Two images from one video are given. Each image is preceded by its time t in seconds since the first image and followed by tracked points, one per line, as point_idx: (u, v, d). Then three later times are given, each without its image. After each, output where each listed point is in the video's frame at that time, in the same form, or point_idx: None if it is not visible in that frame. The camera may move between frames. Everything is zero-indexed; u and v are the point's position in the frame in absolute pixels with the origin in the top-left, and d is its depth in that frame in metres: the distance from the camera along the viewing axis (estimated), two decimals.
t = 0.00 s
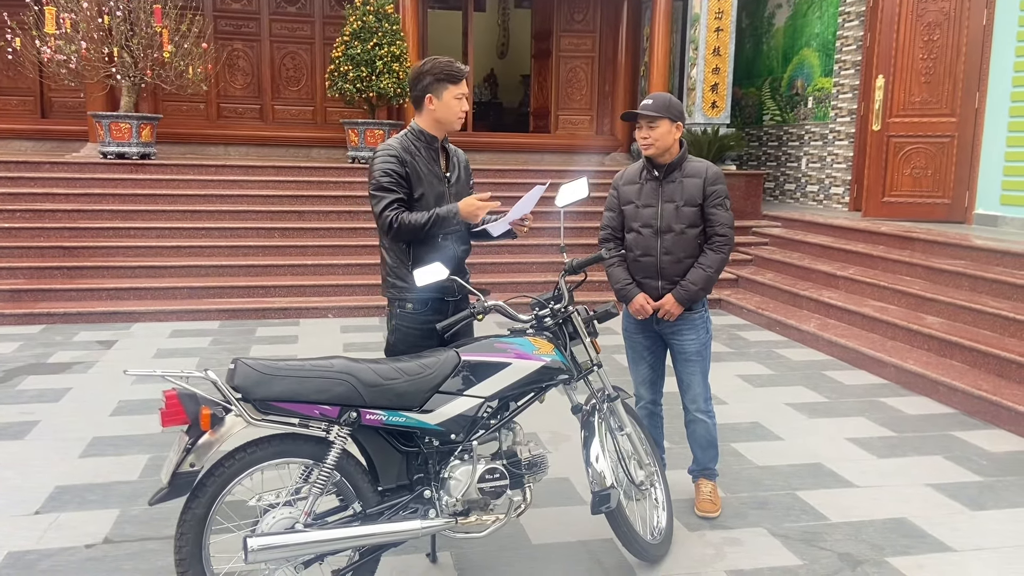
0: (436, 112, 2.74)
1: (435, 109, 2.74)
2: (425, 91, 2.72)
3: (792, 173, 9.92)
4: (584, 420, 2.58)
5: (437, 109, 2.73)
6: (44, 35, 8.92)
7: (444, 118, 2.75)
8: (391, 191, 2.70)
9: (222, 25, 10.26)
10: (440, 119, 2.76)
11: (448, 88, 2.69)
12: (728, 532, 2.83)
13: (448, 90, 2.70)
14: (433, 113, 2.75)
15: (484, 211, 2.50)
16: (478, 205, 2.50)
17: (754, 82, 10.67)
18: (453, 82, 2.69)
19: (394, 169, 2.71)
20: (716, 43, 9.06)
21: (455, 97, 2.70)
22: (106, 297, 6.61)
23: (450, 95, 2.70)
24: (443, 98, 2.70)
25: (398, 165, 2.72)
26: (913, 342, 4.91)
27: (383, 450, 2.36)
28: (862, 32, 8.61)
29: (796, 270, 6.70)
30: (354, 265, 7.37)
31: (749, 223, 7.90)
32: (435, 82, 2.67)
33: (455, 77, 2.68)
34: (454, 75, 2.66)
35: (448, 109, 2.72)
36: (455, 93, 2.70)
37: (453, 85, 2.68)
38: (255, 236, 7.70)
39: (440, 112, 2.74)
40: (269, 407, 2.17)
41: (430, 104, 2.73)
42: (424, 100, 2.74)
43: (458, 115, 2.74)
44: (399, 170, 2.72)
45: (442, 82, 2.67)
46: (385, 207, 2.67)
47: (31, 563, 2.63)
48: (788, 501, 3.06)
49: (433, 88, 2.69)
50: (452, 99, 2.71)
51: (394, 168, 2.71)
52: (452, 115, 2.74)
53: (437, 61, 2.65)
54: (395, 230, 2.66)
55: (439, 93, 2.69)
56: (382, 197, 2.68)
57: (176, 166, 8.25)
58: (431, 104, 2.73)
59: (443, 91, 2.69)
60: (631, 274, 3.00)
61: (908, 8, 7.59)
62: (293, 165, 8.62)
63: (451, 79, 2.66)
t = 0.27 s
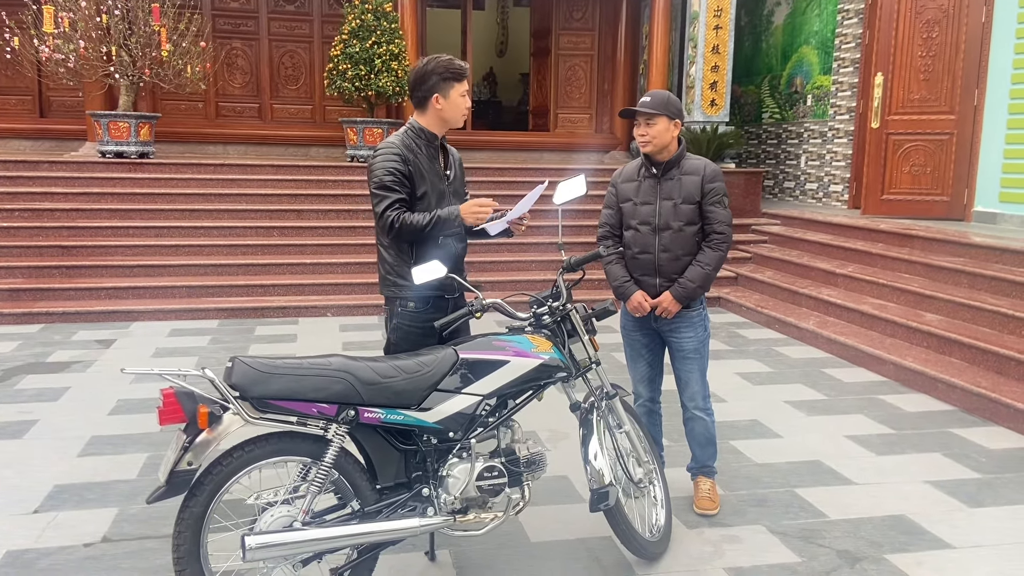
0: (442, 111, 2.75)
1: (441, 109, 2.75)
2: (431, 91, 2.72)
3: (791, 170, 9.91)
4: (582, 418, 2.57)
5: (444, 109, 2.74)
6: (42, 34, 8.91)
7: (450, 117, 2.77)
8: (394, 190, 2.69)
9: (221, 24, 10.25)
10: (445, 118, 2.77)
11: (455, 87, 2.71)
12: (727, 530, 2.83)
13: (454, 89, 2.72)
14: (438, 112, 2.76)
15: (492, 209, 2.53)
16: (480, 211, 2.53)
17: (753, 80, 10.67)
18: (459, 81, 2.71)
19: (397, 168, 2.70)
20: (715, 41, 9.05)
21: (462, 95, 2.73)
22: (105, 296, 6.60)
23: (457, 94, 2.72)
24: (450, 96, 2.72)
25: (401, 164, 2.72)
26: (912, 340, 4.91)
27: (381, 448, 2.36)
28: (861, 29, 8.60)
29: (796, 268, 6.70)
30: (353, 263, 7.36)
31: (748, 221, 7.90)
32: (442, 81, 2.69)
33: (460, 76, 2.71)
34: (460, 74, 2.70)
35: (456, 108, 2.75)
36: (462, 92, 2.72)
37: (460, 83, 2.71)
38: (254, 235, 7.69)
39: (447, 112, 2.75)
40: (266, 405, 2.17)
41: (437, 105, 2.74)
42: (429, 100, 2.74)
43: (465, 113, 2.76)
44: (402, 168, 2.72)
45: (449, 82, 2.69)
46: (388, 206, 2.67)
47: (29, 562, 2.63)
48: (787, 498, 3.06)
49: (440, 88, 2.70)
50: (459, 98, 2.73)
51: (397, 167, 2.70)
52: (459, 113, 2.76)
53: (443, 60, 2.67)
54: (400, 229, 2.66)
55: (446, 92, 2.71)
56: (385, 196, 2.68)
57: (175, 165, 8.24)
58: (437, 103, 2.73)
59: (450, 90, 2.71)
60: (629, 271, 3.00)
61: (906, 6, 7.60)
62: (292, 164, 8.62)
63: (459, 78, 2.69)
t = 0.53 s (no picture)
0: (447, 114, 2.76)
1: (446, 112, 2.76)
2: (436, 95, 2.72)
3: (792, 169, 9.91)
4: (582, 417, 2.58)
5: (450, 112, 2.75)
6: (42, 35, 8.92)
7: (455, 120, 2.78)
8: (393, 190, 2.69)
9: (220, 24, 10.26)
10: (450, 121, 2.78)
11: (462, 92, 2.72)
12: (727, 529, 2.83)
13: (461, 93, 2.73)
14: (443, 115, 2.77)
15: (496, 217, 2.56)
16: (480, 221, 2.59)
17: (753, 79, 10.66)
18: (465, 86, 2.72)
19: (396, 168, 2.70)
20: (715, 40, 9.05)
21: (469, 99, 2.74)
22: (106, 296, 6.61)
23: (464, 98, 2.74)
24: (456, 101, 2.73)
25: (400, 163, 2.72)
26: (912, 338, 4.91)
27: (380, 448, 2.36)
28: (861, 28, 8.60)
29: (796, 266, 6.70)
30: (353, 263, 7.36)
31: (748, 220, 7.89)
32: (449, 85, 2.69)
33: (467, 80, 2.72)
34: (467, 78, 2.70)
35: (461, 112, 2.76)
36: (468, 96, 2.74)
37: (467, 88, 2.72)
38: (254, 236, 7.69)
39: (452, 115, 2.76)
40: (266, 405, 2.17)
41: (443, 109, 2.75)
42: (434, 103, 2.75)
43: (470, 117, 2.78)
44: (401, 168, 2.72)
45: (456, 87, 2.69)
46: (387, 206, 2.67)
47: (30, 562, 2.64)
48: (787, 498, 3.06)
49: (447, 92, 2.70)
50: (465, 102, 2.75)
51: (397, 167, 2.71)
52: (465, 116, 2.78)
53: (452, 65, 2.67)
54: (397, 230, 2.66)
55: (453, 96, 2.71)
56: (383, 196, 2.68)
57: (175, 166, 8.25)
58: (443, 106, 2.74)
59: (456, 95, 2.71)
60: (628, 270, 3.00)
61: (906, 5, 7.60)
62: (292, 165, 8.62)
63: (466, 83, 2.70)
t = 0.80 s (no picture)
0: (445, 112, 2.76)
1: (444, 110, 2.75)
2: (434, 93, 2.72)
3: (793, 168, 9.90)
4: (582, 416, 2.57)
5: (448, 110, 2.75)
6: (43, 36, 8.92)
7: (453, 119, 2.77)
8: (393, 189, 2.69)
9: (221, 25, 10.26)
10: (448, 119, 2.77)
11: (460, 90, 2.71)
12: (728, 529, 2.82)
13: (459, 91, 2.72)
14: (441, 113, 2.76)
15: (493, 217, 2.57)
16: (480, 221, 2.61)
17: (754, 78, 10.65)
18: (463, 84, 2.72)
19: (396, 167, 2.70)
20: (716, 39, 9.04)
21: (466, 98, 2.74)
22: (107, 297, 6.61)
23: (461, 96, 2.73)
24: (455, 99, 2.73)
25: (400, 163, 2.71)
26: (913, 337, 4.90)
27: (380, 447, 2.36)
28: (862, 27, 8.59)
29: (797, 265, 6.69)
30: (354, 263, 7.36)
31: (749, 219, 7.89)
32: (447, 83, 2.69)
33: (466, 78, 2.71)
34: (465, 76, 2.70)
35: (460, 111, 2.75)
36: (466, 94, 2.74)
37: (465, 86, 2.72)
38: (255, 236, 7.69)
39: (451, 113, 2.75)
40: (265, 405, 2.17)
41: (441, 106, 2.74)
42: (432, 101, 2.74)
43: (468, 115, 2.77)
44: (402, 168, 2.72)
45: (453, 85, 2.69)
46: (387, 205, 2.66)
47: (30, 562, 2.64)
48: (788, 497, 3.06)
49: (445, 89, 2.70)
50: (463, 100, 2.74)
51: (397, 167, 2.70)
52: (462, 115, 2.77)
53: (450, 63, 2.67)
54: (397, 229, 2.66)
55: (450, 94, 2.71)
56: (383, 195, 2.68)
57: (176, 166, 8.26)
58: (441, 104, 2.74)
59: (454, 93, 2.71)
60: (628, 269, 2.99)
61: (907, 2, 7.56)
62: (293, 165, 8.62)
63: (464, 81, 2.70)
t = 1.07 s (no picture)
0: (437, 114, 2.75)
1: (436, 112, 2.74)
2: (429, 92, 2.72)
3: (795, 168, 9.88)
4: (583, 417, 2.57)
5: (439, 112, 2.74)
6: (45, 38, 8.94)
7: (445, 122, 2.76)
8: (393, 189, 2.69)
9: (223, 27, 10.28)
10: (440, 122, 2.77)
11: (454, 94, 2.70)
12: (729, 529, 2.82)
13: (453, 96, 2.71)
14: (434, 114, 2.76)
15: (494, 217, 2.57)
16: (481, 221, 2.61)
17: (755, 78, 10.63)
18: (459, 90, 2.70)
19: (395, 168, 2.70)
20: (717, 39, 9.04)
21: (458, 104, 2.72)
22: (109, 298, 6.62)
23: (453, 101, 2.71)
24: (447, 103, 2.71)
25: (399, 163, 2.71)
26: (916, 337, 4.88)
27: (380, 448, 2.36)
28: (864, 26, 8.58)
29: (799, 265, 6.68)
30: (355, 264, 7.37)
31: (751, 219, 7.88)
32: (443, 86, 2.68)
33: (463, 84, 2.70)
34: (462, 83, 2.68)
35: (450, 115, 2.74)
36: (460, 100, 2.71)
37: (460, 92, 2.70)
38: (256, 237, 7.70)
39: (441, 115, 2.75)
40: (265, 407, 2.17)
41: (433, 106, 2.74)
42: (427, 100, 2.74)
43: (459, 121, 2.75)
44: (400, 168, 2.72)
45: (448, 86, 2.68)
46: (387, 205, 2.66)
47: (31, 564, 2.64)
48: (790, 497, 3.05)
49: (439, 91, 2.69)
50: (456, 105, 2.72)
51: (396, 167, 2.71)
52: (452, 120, 2.75)
53: (448, 66, 2.65)
54: (397, 229, 2.66)
55: (443, 97, 2.70)
56: (383, 195, 2.67)
57: (178, 168, 8.27)
58: (434, 105, 2.73)
59: (448, 96, 2.70)
60: (629, 270, 2.99)
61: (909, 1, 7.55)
62: (295, 166, 8.62)
63: (459, 86, 2.68)
